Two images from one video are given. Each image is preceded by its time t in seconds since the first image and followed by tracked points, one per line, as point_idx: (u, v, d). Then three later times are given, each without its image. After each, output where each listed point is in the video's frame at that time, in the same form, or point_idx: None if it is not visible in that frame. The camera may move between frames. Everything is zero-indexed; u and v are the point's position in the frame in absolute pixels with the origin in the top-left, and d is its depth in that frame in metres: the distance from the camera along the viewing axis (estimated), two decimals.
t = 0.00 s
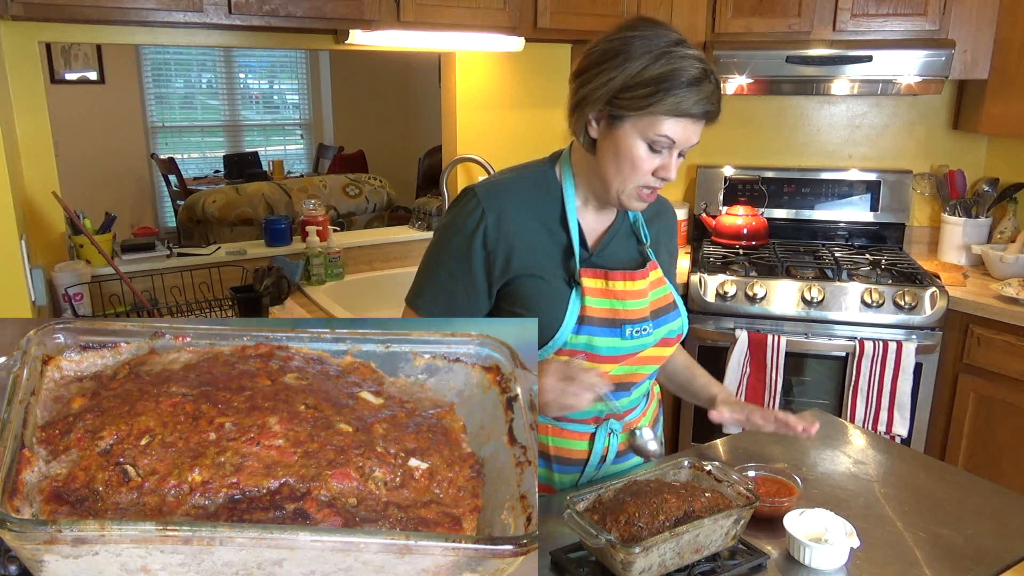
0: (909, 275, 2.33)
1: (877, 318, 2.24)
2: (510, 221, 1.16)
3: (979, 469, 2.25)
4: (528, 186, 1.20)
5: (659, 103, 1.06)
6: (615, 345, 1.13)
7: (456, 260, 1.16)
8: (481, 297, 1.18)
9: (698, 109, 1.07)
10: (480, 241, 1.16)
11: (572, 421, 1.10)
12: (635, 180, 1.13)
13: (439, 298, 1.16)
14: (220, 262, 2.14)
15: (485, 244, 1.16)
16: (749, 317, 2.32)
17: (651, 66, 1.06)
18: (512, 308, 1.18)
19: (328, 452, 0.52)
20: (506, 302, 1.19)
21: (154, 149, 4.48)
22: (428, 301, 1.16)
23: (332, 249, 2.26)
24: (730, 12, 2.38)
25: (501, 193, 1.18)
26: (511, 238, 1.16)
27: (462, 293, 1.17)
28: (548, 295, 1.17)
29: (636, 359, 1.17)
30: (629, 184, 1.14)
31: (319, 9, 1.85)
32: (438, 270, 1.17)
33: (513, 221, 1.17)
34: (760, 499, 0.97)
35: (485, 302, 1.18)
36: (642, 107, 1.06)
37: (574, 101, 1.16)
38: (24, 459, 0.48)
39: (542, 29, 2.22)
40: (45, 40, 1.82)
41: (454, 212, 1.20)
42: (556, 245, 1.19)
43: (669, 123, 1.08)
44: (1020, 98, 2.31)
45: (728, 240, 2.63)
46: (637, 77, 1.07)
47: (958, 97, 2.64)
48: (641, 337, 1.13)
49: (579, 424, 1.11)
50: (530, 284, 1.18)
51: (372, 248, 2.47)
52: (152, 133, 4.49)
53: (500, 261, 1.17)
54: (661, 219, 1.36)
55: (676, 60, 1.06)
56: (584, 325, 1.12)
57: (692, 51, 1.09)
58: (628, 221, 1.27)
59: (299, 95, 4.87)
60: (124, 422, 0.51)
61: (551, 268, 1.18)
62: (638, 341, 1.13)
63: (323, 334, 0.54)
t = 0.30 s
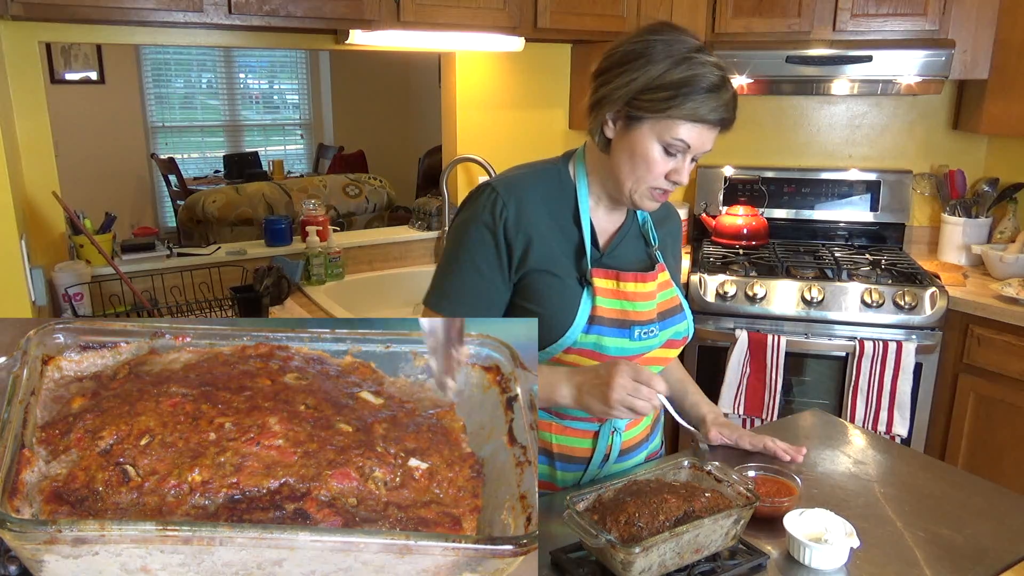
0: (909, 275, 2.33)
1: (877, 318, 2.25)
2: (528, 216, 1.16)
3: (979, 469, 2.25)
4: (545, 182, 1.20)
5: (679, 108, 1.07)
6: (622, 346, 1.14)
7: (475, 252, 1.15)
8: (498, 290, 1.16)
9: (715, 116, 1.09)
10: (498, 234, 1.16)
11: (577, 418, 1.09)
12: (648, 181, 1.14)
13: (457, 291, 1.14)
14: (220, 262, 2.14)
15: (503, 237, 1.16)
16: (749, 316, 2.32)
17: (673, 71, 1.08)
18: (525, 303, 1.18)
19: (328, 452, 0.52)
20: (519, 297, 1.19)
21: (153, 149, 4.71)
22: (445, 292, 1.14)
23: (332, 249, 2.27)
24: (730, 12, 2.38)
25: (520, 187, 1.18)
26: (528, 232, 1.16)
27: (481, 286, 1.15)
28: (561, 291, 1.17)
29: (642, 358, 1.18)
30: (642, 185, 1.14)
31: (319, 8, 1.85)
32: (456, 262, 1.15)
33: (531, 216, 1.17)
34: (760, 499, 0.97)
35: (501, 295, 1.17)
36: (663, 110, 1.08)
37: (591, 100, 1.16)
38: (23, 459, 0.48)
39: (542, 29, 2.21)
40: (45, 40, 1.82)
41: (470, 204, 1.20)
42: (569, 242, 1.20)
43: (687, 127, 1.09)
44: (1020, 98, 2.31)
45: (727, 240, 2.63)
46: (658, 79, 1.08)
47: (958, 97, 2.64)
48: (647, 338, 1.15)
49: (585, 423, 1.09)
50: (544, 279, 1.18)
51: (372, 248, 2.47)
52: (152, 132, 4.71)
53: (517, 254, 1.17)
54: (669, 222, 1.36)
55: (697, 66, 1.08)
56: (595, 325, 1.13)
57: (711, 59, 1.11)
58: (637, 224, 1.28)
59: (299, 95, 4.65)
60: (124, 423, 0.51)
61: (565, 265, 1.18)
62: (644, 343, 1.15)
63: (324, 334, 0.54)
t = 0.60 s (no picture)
0: (909, 275, 2.33)
1: (877, 318, 2.25)
2: (538, 215, 1.16)
3: (979, 469, 2.25)
4: (554, 182, 1.20)
5: (691, 112, 1.07)
6: (627, 347, 1.15)
7: (487, 250, 1.14)
8: (510, 290, 1.15)
9: (725, 122, 1.10)
10: (510, 233, 1.15)
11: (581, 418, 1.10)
12: (655, 184, 1.14)
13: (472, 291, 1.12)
14: (220, 262, 2.14)
15: (514, 236, 1.15)
16: (749, 317, 2.32)
17: (686, 75, 1.07)
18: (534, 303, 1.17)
19: (328, 452, 0.52)
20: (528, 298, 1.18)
21: (154, 149, 4.61)
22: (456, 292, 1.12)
23: (332, 249, 2.27)
24: (730, 12, 2.38)
25: (530, 186, 1.17)
26: (538, 232, 1.16)
27: (495, 285, 1.13)
28: (569, 291, 1.17)
29: (648, 359, 1.18)
30: (649, 187, 1.15)
31: (319, 8, 1.85)
32: (468, 260, 1.13)
33: (541, 216, 1.17)
34: (760, 499, 0.97)
35: (512, 296, 1.16)
36: (674, 114, 1.08)
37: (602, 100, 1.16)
38: (23, 459, 0.48)
39: (542, 29, 2.21)
40: (45, 40, 1.82)
41: (480, 204, 1.18)
42: (576, 242, 1.20)
43: (697, 131, 1.09)
44: (1020, 98, 2.31)
45: (727, 240, 2.63)
46: (671, 83, 1.08)
47: (958, 97, 2.64)
48: (652, 339, 1.16)
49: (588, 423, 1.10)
50: (553, 280, 1.18)
51: (373, 248, 2.47)
52: (152, 133, 4.63)
53: (527, 253, 1.17)
54: (669, 224, 1.36)
55: (710, 71, 1.08)
56: (601, 326, 1.15)
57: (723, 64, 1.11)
58: (639, 225, 1.28)
59: (300, 95, 4.71)
60: (125, 422, 0.51)
61: (573, 266, 1.18)
62: (648, 344, 1.16)
63: (323, 334, 0.54)
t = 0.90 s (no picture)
0: (909, 275, 2.33)
1: (877, 318, 2.25)
2: (541, 215, 1.16)
3: (979, 469, 2.25)
4: (557, 183, 1.19)
5: (699, 115, 1.08)
6: (629, 348, 1.16)
7: (491, 251, 1.13)
8: (514, 290, 1.14)
9: (731, 125, 1.10)
10: (513, 233, 1.15)
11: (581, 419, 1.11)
12: (659, 185, 1.15)
13: (476, 292, 1.12)
14: (219, 262, 2.14)
15: (517, 236, 1.15)
16: (749, 317, 2.32)
17: (695, 77, 1.08)
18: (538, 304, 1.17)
19: (328, 451, 0.52)
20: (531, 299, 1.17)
21: (153, 149, 4.71)
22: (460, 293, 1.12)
23: (332, 249, 2.27)
24: (730, 12, 2.38)
25: (533, 186, 1.17)
26: (541, 232, 1.16)
27: (498, 286, 1.13)
28: (572, 292, 1.16)
29: (647, 360, 1.20)
30: (653, 188, 1.15)
31: (319, 8, 1.85)
32: (471, 261, 1.13)
33: (544, 216, 1.16)
34: (760, 499, 0.97)
35: (516, 296, 1.15)
36: (682, 116, 1.08)
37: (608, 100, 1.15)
38: (23, 459, 0.48)
39: (542, 29, 2.21)
40: (45, 40, 1.83)
41: (483, 204, 1.18)
42: (579, 242, 1.19)
43: (703, 134, 1.10)
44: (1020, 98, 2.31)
45: (727, 240, 2.63)
46: (679, 85, 1.08)
47: (958, 98, 2.64)
48: (653, 340, 1.18)
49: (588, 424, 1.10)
50: (556, 281, 1.17)
51: (372, 248, 2.47)
52: (153, 133, 4.74)
53: (530, 252, 1.16)
54: (669, 225, 1.36)
55: (718, 73, 1.08)
56: (603, 327, 1.16)
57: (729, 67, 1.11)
58: (640, 226, 1.28)
59: (298, 94, 4.60)
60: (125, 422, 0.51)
61: (575, 267, 1.18)
62: (649, 344, 1.18)
63: (323, 334, 0.54)
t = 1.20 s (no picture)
0: (909, 275, 2.33)
1: (877, 318, 2.25)
2: (539, 215, 1.16)
3: (979, 469, 2.25)
4: (554, 182, 1.19)
5: (694, 113, 1.07)
6: (628, 348, 1.16)
7: (489, 252, 1.13)
8: (511, 290, 1.14)
9: (727, 123, 1.10)
10: (511, 233, 1.15)
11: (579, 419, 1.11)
12: (656, 184, 1.14)
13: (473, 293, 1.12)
14: (219, 262, 2.14)
15: (515, 236, 1.15)
16: (749, 317, 2.32)
17: (689, 75, 1.08)
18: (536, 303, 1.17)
19: (328, 451, 0.52)
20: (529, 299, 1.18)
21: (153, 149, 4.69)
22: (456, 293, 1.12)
23: (332, 249, 2.27)
24: (730, 12, 2.38)
25: (531, 186, 1.17)
26: (539, 232, 1.16)
27: (496, 286, 1.13)
28: (569, 292, 1.16)
29: (647, 360, 1.20)
30: (650, 187, 1.15)
31: (319, 8, 1.85)
32: (469, 261, 1.13)
33: (541, 216, 1.16)
34: (759, 499, 0.97)
35: (513, 296, 1.15)
36: (676, 113, 1.08)
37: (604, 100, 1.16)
38: (23, 459, 0.48)
39: (542, 29, 2.21)
40: (45, 40, 1.82)
41: (480, 205, 1.18)
42: (576, 243, 1.19)
43: (699, 131, 1.09)
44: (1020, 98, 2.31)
45: (727, 240, 2.63)
46: (674, 82, 1.08)
47: (958, 98, 2.64)
48: (652, 340, 1.17)
49: (586, 424, 1.10)
50: (554, 281, 1.17)
51: (372, 248, 2.46)
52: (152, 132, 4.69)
53: (528, 252, 1.16)
54: (668, 224, 1.36)
55: (713, 71, 1.08)
56: (602, 327, 1.16)
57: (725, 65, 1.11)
58: (639, 225, 1.28)
59: (299, 95, 4.67)
60: (125, 422, 0.51)
61: (573, 267, 1.18)
62: (648, 345, 1.17)
63: (323, 334, 0.54)
